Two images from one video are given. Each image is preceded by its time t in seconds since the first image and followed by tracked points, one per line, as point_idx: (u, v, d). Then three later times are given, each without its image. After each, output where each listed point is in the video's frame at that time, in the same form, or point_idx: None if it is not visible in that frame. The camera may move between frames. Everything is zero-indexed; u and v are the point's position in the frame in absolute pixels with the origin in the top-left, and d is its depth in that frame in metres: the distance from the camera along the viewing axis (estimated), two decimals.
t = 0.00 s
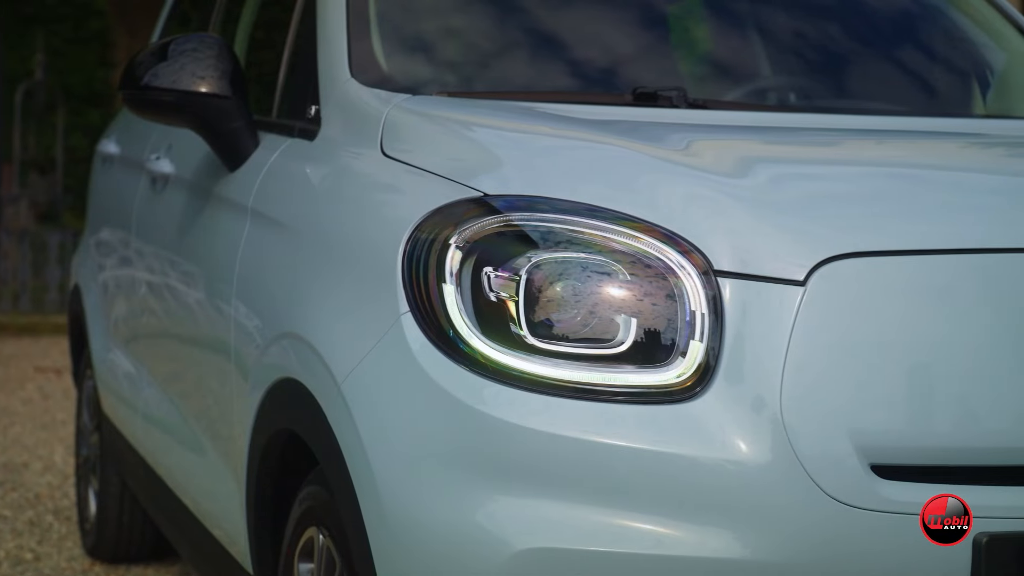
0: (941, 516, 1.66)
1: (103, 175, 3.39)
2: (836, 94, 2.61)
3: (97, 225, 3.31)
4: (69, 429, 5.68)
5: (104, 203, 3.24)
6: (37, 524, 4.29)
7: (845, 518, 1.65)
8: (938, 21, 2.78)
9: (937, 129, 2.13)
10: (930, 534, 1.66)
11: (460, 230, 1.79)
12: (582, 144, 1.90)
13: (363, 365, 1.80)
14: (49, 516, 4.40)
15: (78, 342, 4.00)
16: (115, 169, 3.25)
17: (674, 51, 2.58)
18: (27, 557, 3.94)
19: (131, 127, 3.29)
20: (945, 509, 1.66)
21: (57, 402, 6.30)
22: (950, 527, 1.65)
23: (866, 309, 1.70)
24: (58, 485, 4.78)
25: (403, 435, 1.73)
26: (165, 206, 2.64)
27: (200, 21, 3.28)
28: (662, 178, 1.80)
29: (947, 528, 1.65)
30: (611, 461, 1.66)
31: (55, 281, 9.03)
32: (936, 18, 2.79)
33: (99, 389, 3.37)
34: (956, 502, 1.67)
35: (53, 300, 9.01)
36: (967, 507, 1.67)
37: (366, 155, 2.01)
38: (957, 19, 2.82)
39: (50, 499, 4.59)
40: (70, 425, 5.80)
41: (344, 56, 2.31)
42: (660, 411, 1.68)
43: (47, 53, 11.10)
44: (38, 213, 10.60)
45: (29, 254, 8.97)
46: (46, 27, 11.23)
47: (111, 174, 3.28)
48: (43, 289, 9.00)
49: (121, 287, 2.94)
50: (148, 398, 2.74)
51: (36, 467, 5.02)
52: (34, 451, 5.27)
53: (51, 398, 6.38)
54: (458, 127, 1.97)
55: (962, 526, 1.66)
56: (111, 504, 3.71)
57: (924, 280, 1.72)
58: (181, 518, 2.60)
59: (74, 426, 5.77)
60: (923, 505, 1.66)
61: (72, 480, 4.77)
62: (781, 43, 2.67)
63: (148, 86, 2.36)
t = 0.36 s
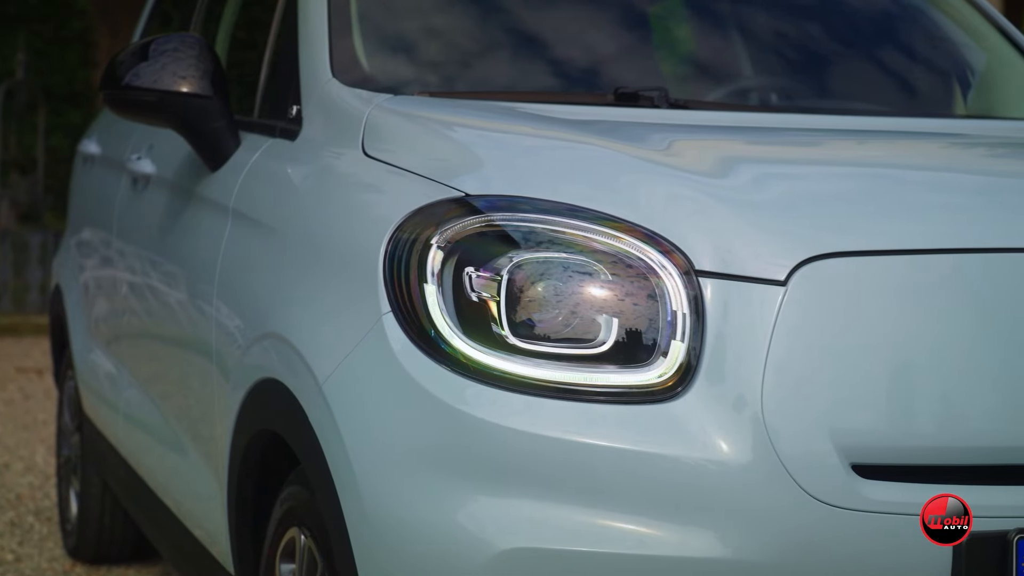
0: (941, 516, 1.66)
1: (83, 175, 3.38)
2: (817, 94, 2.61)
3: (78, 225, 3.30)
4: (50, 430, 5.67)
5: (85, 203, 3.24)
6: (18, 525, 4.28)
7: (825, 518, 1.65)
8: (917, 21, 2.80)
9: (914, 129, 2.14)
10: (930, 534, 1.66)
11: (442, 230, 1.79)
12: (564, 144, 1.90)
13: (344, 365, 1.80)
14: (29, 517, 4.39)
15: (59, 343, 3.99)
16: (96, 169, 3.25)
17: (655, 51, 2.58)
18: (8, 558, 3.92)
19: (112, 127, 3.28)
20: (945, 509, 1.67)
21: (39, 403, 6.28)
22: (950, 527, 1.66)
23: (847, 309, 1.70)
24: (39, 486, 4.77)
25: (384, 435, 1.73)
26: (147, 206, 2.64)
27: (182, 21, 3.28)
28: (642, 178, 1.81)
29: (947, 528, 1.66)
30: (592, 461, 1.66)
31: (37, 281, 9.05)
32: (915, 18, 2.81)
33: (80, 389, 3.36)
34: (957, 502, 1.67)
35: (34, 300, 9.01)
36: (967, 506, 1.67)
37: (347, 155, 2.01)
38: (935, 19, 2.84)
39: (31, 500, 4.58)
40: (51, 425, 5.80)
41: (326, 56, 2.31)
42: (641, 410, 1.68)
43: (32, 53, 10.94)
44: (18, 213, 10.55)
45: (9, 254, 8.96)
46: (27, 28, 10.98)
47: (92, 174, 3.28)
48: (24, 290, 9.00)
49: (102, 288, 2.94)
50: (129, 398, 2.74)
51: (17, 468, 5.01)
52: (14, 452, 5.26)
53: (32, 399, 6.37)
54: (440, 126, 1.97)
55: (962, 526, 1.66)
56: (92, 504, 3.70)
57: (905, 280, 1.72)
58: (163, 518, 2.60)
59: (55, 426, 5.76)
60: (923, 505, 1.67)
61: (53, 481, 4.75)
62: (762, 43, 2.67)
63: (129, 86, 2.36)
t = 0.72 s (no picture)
0: (941, 516, 1.66)
1: (64, 175, 3.37)
2: (797, 94, 2.62)
3: (59, 225, 3.29)
4: (32, 430, 5.67)
5: (66, 203, 3.23)
6: None
7: (805, 518, 1.65)
8: (898, 23, 2.82)
9: (893, 128, 2.15)
10: (930, 534, 1.66)
11: (423, 230, 1.79)
12: (545, 144, 1.90)
13: (325, 365, 1.79)
14: (10, 518, 4.38)
15: (40, 342, 3.98)
16: (77, 169, 3.24)
17: (637, 51, 2.58)
18: None
19: (93, 127, 3.28)
20: (945, 509, 1.67)
21: (21, 403, 6.27)
22: (950, 527, 1.66)
23: (827, 309, 1.70)
24: (21, 487, 4.76)
25: (365, 435, 1.73)
26: (127, 206, 2.63)
27: (163, 20, 3.28)
28: (623, 178, 1.81)
29: (947, 528, 1.66)
30: (573, 461, 1.66)
31: (18, 280, 9.06)
32: (897, 19, 2.83)
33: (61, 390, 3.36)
34: (956, 502, 1.68)
35: (16, 300, 8.98)
36: (966, 507, 1.68)
37: (329, 155, 2.01)
38: (916, 20, 2.85)
39: (12, 501, 4.57)
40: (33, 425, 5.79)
41: (309, 56, 2.30)
42: (622, 410, 1.68)
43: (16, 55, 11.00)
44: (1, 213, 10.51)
45: None
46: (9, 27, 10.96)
47: (73, 174, 3.28)
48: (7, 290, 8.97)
49: (82, 287, 2.93)
50: (109, 399, 2.73)
51: None
52: None
53: (14, 399, 6.36)
54: (421, 126, 1.97)
55: (962, 526, 1.66)
56: (73, 505, 3.70)
57: (886, 279, 1.73)
58: (144, 519, 2.59)
59: (37, 427, 5.75)
60: (923, 505, 1.67)
61: (35, 482, 4.74)
62: (744, 43, 2.68)
63: (110, 86, 2.36)
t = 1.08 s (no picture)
0: (941, 516, 1.67)
1: (46, 175, 3.37)
2: (779, 94, 2.63)
3: (39, 226, 3.29)
4: (13, 430, 5.66)
5: (46, 203, 3.23)
6: None
7: (786, 517, 1.66)
8: (880, 23, 2.83)
9: (872, 128, 2.15)
10: (930, 534, 1.67)
11: (405, 230, 1.79)
12: (527, 144, 1.90)
13: (306, 365, 1.79)
14: None
15: (20, 342, 3.97)
16: (57, 169, 3.24)
17: (618, 51, 2.58)
18: None
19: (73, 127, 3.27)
20: (945, 509, 1.68)
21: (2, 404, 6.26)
22: (950, 527, 1.67)
23: (808, 308, 1.71)
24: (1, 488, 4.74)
25: (346, 435, 1.73)
26: (108, 206, 2.63)
27: (143, 20, 3.27)
28: (604, 178, 1.81)
29: (947, 528, 1.66)
30: (554, 461, 1.66)
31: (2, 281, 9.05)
32: (878, 19, 2.84)
33: (42, 392, 3.35)
34: (956, 503, 1.69)
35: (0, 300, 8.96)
36: (967, 507, 1.69)
37: (310, 155, 2.00)
38: (896, 20, 2.87)
39: None
40: (14, 425, 5.78)
41: (291, 56, 2.30)
42: (604, 410, 1.68)
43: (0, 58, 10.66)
44: None
45: None
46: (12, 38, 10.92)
47: (53, 174, 3.27)
48: None
49: (63, 288, 2.92)
50: (91, 399, 2.73)
51: None
52: None
53: None
54: (403, 126, 1.96)
55: (962, 526, 1.67)
56: (54, 506, 3.69)
57: (867, 279, 1.73)
58: (125, 519, 2.59)
59: (18, 427, 5.73)
60: (923, 505, 1.68)
61: (15, 483, 4.73)
62: (725, 43, 2.69)
63: (90, 86, 2.36)
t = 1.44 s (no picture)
0: (941, 516, 1.69)
1: (23, 175, 3.36)
2: (757, 94, 2.63)
3: (17, 226, 3.28)
4: None
5: (24, 204, 3.22)
6: None
7: (765, 517, 1.66)
8: (858, 23, 2.85)
9: (848, 128, 2.17)
10: (931, 534, 1.68)
11: (384, 230, 1.79)
12: (506, 144, 1.90)
13: (284, 366, 1.79)
14: None
15: None
16: (35, 170, 3.23)
17: (598, 50, 2.59)
18: None
19: (51, 127, 3.27)
20: (945, 509, 1.69)
21: None
22: (950, 527, 1.68)
23: (787, 308, 1.71)
24: None
25: (325, 435, 1.73)
26: (87, 206, 2.62)
27: (121, 20, 3.27)
28: (583, 178, 1.81)
29: (947, 528, 1.68)
30: (533, 461, 1.66)
31: None
32: (856, 19, 2.86)
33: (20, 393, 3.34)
34: (956, 503, 1.70)
35: None
36: (966, 507, 1.70)
37: (289, 155, 2.00)
38: (874, 22, 2.89)
39: None
40: None
41: (270, 55, 2.30)
42: (583, 410, 1.68)
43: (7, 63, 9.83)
44: None
45: None
46: None
47: (31, 174, 3.26)
48: None
49: (42, 288, 2.92)
50: (69, 400, 2.72)
51: None
52: None
53: None
54: (382, 126, 1.96)
55: (961, 526, 1.69)
56: (33, 508, 3.69)
57: (845, 279, 1.73)
58: (104, 521, 2.58)
59: None
60: (923, 505, 1.69)
61: None
62: (705, 44, 2.69)
63: (68, 85, 2.36)
